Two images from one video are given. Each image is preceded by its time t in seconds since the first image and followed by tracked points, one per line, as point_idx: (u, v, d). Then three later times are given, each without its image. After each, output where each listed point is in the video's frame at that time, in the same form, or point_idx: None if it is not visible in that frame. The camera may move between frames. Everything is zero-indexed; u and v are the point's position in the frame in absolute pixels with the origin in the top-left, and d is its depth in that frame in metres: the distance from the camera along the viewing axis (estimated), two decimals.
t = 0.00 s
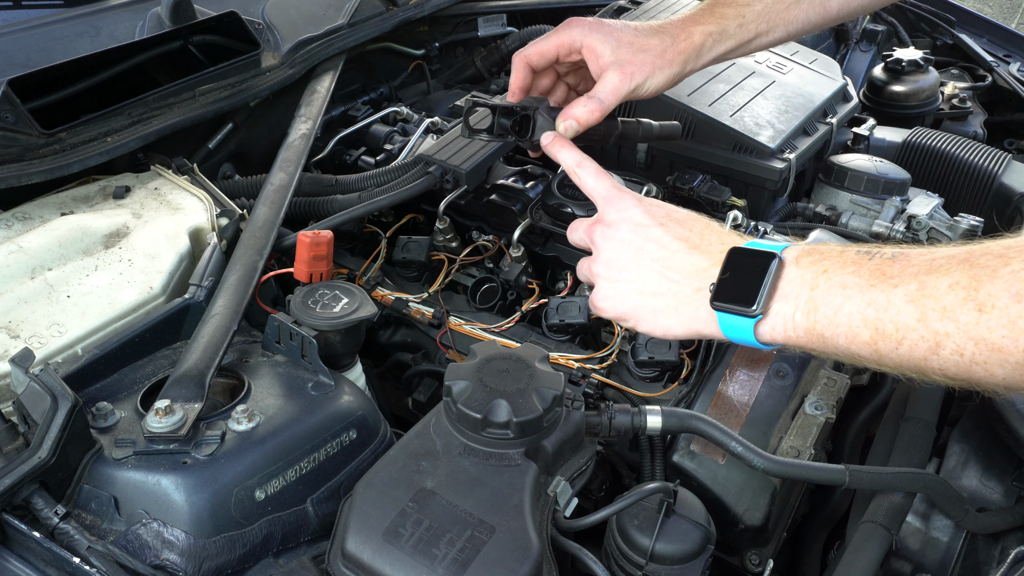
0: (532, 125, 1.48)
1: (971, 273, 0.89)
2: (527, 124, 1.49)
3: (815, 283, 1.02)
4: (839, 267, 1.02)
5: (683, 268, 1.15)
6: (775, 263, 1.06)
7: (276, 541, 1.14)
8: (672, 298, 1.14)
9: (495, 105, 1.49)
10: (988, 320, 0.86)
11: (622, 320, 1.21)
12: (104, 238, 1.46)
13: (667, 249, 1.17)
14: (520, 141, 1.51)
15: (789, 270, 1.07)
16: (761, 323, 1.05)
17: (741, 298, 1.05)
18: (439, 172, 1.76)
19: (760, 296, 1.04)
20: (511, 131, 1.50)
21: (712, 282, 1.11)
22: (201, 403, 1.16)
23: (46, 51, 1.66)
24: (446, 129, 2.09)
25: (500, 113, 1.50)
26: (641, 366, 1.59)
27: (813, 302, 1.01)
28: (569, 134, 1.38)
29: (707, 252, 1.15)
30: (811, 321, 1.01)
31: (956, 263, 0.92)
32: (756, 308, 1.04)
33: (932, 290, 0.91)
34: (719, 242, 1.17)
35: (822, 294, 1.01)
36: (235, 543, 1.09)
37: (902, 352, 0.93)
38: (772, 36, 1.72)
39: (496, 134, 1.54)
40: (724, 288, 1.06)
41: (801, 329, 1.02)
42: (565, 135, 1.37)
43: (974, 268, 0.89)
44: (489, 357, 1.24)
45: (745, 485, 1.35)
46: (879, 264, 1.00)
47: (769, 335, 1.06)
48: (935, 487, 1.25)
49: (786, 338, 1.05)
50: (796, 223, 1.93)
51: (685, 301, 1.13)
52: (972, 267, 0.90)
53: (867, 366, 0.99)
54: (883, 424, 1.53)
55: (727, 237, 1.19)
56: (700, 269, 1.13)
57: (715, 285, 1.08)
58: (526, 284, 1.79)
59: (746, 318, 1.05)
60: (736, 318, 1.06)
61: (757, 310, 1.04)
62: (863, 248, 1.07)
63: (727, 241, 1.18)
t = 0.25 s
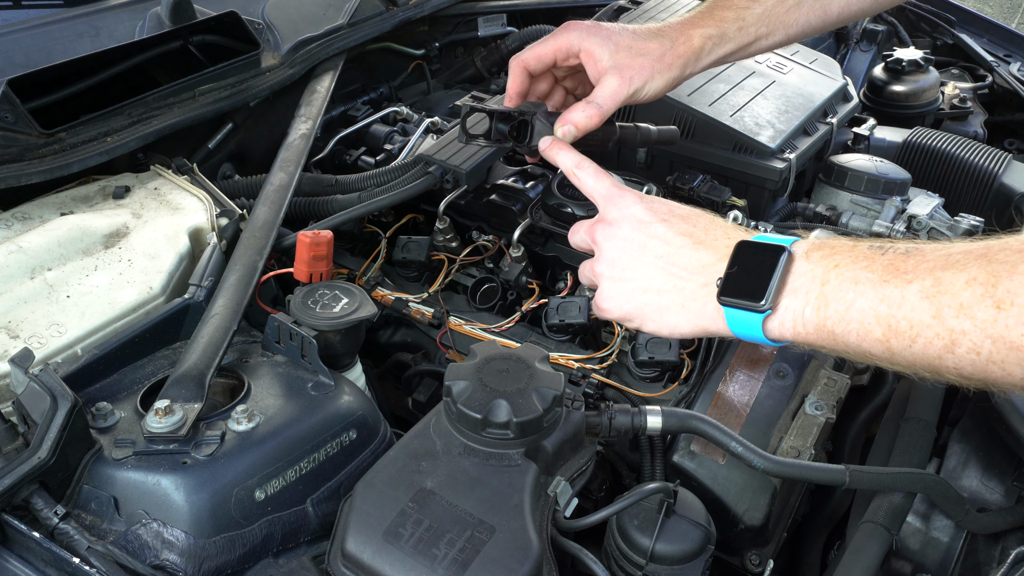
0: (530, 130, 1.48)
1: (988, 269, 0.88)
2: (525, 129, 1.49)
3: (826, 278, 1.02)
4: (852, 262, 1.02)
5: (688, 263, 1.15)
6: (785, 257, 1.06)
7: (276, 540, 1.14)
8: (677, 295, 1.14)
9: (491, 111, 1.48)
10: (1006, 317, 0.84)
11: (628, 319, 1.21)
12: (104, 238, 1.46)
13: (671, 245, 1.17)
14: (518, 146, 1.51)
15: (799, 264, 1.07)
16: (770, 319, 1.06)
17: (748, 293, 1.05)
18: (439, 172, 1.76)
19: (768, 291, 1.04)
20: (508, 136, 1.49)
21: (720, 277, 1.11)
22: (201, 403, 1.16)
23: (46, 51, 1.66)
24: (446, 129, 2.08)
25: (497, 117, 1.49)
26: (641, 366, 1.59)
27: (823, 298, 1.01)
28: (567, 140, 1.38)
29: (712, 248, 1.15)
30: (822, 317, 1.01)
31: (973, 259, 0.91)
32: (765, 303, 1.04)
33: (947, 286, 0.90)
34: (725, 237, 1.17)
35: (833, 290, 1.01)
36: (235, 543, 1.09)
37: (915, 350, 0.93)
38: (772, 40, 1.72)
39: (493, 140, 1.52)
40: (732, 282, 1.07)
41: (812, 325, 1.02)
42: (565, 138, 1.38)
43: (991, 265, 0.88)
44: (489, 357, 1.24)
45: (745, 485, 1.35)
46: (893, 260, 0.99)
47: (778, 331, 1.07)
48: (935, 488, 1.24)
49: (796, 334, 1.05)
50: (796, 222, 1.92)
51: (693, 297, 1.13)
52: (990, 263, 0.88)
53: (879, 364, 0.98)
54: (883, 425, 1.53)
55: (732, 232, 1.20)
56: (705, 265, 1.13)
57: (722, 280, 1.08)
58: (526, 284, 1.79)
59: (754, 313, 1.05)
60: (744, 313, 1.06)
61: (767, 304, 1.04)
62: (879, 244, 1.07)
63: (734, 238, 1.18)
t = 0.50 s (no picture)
0: (526, 127, 1.49)
1: (994, 274, 0.88)
2: (521, 127, 1.51)
3: (830, 279, 1.02)
4: (856, 264, 1.01)
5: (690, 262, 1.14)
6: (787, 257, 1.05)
7: (276, 540, 1.14)
8: (679, 294, 1.14)
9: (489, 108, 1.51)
10: (1012, 322, 0.85)
11: (629, 318, 1.22)
12: (104, 238, 1.46)
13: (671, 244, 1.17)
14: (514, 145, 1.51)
15: (802, 264, 1.06)
16: (773, 320, 1.05)
17: (752, 295, 1.04)
18: (439, 172, 1.75)
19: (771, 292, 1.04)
20: (504, 133, 1.51)
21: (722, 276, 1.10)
22: (201, 403, 1.16)
23: (45, 51, 1.66)
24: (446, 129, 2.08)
25: (493, 115, 1.51)
26: (641, 366, 1.59)
27: (827, 299, 1.01)
28: (564, 138, 1.38)
29: (713, 246, 1.14)
30: (825, 319, 1.01)
31: (978, 262, 0.91)
32: (769, 304, 1.03)
33: (954, 290, 0.91)
34: (728, 235, 1.17)
35: (837, 291, 1.00)
36: (235, 543, 1.09)
37: (919, 353, 0.93)
38: (774, 40, 1.71)
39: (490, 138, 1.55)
40: (734, 282, 1.06)
41: (815, 327, 1.02)
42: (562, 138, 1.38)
43: (997, 270, 0.88)
44: (489, 357, 1.24)
45: (745, 485, 1.35)
46: (897, 262, 0.99)
47: (780, 331, 1.06)
48: (935, 488, 1.24)
49: (798, 335, 1.05)
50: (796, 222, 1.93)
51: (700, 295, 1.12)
52: (996, 267, 0.89)
53: (882, 366, 0.99)
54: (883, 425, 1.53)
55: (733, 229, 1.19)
56: (707, 264, 1.13)
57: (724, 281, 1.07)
58: (526, 284, 1.79)
59: (758, 314, 1.04)
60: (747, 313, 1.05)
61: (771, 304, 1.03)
62: (880, 244, 1.07)
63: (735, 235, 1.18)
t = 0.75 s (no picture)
0: (524, 133, 1.47)
1: (986, 288, 0.88)
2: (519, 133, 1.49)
3: (825, 291, 1.02)
4: (849, 276, 1.02)
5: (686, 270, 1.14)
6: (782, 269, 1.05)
7: (276, 541, 1.14)
8: (674, 305, 1.14)
9: (488, 111, 1.49)
10: (1003, 336, 0.85)
11: (622, 328, 1.21)
12: (104, 238, 1.46)
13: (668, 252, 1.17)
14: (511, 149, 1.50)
15: (796, 275, 1.07)
16: (769, 331, 1.06)
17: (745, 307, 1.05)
18: (439, 172, 1.75)
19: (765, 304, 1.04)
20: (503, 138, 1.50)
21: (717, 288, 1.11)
22: (201, 403, 1.16)
23: (46, 51, 1.66)
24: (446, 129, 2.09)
25: (492, 119, 1.49)
26: (641, 366, 1.59)
27: (822, 311, 1.01)
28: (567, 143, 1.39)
29: (707, 256, 1.15)
30: (820, 330, 1.01)
31: (970, 275, 0.91)
32: (762, 316, 1.04)
33: (946, 303, 0.91)
34: (722, 244, 1.18)
35: (831, 303, 1.01)
36: (235, 543, 1.09)
37: (912, 365, 0.93)
38: (768, 39, 1.70)
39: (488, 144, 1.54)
40: (729, 294, 1.07)
41: (810, 338, 1.03)
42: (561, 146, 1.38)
43: (989, 283, 0.88)
44: (489, 357, 1.24)
45: (745, 485, 1.35)
46: (890, 273, 0.99)
47: (776, 341, 1.07)
48: (935, 487, 1.24)
49: (793, 345, 1.05)
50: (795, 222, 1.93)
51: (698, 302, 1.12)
52: (988, 280, 0.89)
53: (877, 376, 0.99)
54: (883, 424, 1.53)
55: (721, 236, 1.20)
56: (702, 274, 1.13)
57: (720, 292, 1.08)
58: (526, 284, 1.79)
59: (752, 326, 1.05)
60: (742, 325, 1.06)
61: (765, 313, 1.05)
62: (875, 253, 1.07)
63: (731, 244, 1.18)
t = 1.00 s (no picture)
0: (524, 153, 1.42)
1: (953, 285, 0.88)
2: (517, 154, 1.42)
3: (797, 283, 0.98)
4: (820, 266, 0.96)
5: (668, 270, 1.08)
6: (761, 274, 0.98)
7: (276, 540, 1.14)
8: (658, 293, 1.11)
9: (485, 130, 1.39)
10: (972, 334, 0.87)
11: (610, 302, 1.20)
12: (104, 238, 1.46)
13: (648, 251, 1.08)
14: (507, 171, 1.43)
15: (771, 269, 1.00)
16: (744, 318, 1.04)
17: (740, 313, 1.03)
18: (439, 172, 1.76)
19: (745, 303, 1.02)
20: (503, 160, 1.41)
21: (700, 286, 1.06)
22: (201, 403, 1.16)
23: (45, 51, 1.66)
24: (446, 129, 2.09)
25: (491, 139, 1.40)
26: (641, 366, 1.59)
27: (796, 302, 0.99)
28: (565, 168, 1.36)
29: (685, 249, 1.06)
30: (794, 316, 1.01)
31: (937, 269, 0.90)
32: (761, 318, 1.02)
33: (915, 300, 0.90)
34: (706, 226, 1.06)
35: (804, 294, 0.98)
36: (235, 543, 1.09)
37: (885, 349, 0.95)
38: (762, 59, 1.67)
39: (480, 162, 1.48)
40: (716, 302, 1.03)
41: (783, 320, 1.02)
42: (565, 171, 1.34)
43: (955, 279, 0.88)
44: (489, 357, 1.24)
45: (745, 485, 1.35)
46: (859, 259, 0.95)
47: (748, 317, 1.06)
48: (935, 488, 1.24)
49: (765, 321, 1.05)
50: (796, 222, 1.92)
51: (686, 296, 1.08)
52: (954, 275, 0.89)
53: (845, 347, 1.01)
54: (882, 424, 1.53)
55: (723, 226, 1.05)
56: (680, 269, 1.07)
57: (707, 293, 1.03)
58: (526, 284, 1.79)
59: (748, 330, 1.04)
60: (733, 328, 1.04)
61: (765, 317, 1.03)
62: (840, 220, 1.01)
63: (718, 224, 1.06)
